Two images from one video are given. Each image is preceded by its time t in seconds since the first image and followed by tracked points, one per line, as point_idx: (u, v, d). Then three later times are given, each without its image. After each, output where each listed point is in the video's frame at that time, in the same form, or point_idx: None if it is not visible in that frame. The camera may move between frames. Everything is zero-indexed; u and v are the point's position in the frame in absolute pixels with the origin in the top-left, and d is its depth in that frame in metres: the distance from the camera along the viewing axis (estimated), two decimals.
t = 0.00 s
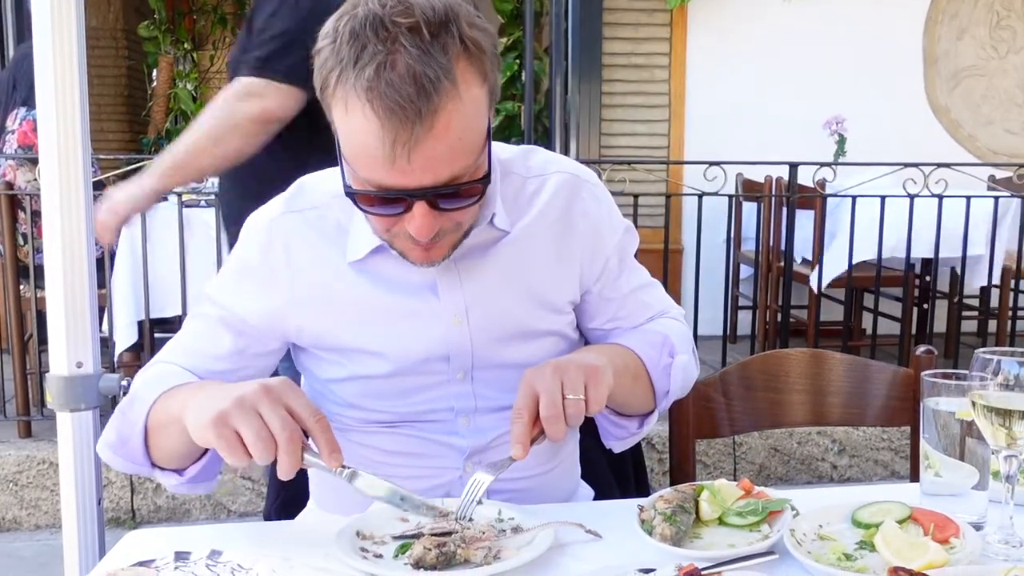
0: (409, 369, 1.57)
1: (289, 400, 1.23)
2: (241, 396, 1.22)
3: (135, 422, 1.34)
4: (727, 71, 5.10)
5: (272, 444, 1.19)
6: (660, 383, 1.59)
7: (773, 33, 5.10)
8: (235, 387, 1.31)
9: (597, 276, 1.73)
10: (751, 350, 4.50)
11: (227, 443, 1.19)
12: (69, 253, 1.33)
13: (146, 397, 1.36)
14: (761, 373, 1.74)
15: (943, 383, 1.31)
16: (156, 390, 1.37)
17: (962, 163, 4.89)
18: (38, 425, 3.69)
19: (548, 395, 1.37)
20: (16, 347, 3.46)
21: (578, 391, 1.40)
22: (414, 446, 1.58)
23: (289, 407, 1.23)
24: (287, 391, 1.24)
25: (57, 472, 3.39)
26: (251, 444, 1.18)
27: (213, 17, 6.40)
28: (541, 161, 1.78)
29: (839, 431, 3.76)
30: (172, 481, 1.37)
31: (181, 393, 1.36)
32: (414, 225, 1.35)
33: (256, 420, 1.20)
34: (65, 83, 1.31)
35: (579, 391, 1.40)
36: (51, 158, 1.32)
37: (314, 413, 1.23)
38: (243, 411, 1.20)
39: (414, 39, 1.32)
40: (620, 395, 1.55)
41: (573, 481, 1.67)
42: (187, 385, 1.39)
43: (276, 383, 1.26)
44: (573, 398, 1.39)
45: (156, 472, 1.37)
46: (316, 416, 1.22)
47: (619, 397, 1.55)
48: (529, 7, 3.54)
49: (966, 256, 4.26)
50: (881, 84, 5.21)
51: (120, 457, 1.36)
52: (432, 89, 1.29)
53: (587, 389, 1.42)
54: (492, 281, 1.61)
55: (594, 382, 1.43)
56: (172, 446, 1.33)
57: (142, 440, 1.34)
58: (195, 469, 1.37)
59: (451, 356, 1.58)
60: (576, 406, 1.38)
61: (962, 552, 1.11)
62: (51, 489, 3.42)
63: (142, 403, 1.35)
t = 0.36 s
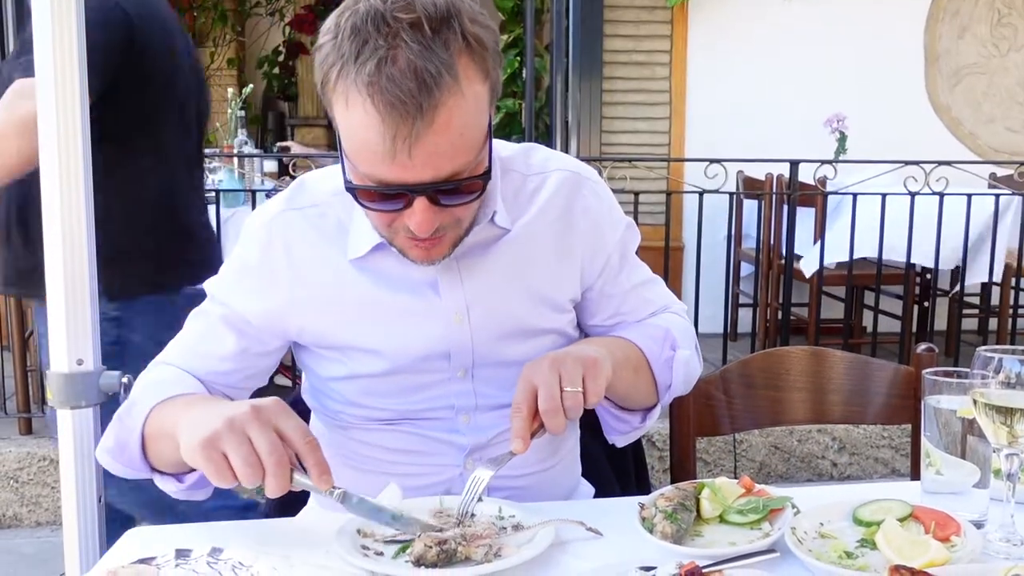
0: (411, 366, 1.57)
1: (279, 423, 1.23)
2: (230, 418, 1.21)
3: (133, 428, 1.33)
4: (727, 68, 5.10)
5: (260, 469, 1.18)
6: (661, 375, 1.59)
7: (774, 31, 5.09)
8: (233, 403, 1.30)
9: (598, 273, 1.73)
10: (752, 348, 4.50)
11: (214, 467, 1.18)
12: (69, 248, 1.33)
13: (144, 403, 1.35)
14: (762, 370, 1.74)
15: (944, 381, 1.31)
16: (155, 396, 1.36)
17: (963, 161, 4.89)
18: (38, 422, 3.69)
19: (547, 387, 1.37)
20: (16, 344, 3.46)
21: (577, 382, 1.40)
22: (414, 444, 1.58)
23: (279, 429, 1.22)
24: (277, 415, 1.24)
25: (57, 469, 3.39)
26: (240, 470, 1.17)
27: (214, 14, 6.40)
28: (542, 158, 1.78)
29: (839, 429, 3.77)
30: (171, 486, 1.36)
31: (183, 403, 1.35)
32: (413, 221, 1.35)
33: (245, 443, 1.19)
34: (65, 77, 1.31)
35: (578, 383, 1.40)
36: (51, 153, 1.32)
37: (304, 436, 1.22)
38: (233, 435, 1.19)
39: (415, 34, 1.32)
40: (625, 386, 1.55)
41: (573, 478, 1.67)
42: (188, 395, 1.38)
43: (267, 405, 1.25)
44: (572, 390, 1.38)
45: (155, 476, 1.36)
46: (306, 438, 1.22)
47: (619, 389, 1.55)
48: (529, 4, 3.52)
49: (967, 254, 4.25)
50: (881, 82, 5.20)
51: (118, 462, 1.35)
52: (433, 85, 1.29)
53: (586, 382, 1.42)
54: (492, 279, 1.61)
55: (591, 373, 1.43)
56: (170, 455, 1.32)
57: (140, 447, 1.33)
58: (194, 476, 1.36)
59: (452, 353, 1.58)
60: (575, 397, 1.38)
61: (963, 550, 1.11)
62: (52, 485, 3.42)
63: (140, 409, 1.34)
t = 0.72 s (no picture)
0: (410, 364, 1.58)
1: (248, 407, 1.22)
2: (201, 417, 1.21)
3: (137, 436, 1.33)
4: (727, 68, 5.10)
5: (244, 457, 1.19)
6: (665, 368, 1.60)
7: (774, 31, 5.09)
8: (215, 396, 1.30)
9: (597, 269, 1.73)
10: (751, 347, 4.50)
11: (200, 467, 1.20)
12: (69, 248, 1.33)
13: (146, 410, 1.35)
14: (762, 369, 1.74)
15: (943, 380, 1.31)
16: (158, 401, 1.37)
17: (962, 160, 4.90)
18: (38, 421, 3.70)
19: (573, 372, 1.37)
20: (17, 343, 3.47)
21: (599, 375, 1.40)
22: (414, 442, 1.58)
23: (249, 413, 1.22)
24: (245, 400, 1.23)
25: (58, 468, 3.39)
26: (224, 466, 1.19)
27: (214, 13, 6.40)
28: (539, 156, 1.79)
29: (839, 428, 3.77)
30: (181, 488, 1.37)
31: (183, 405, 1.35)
32: (415, 210, 1.34)
33: (221, 438, 1.19)
34: (65, 78, 1.31)
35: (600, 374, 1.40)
36: (51, 153, 1.32)
37: (275, 414, 1.21)
38: (208, 433, 1.20)
39: (402, 22, 1.34)
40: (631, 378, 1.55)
41: (572, 476, 1.67)
42: (186, 397, 1.39)
43: (236, 392, 1.25)
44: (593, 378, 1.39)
45: (164, 479, 1.36)
46: (275, 415, 1.21)
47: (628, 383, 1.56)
48: (529, 3, 3.52)
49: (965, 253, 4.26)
50: (881, 82, 5.20)
51: (126, 468, 1.36)
52: (424, 69, 1.30)
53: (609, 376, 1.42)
54: (491, 275, 1.61)
55: (616, 369, 1.43)
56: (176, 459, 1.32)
57: (145, 453, 1.33)
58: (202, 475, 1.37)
59: (451, 351, 1.58)
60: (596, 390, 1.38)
61: (962, 548, 1.11)
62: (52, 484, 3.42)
63: (142, 416, 1.34)
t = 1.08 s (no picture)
0: (406, 360, 1.57)
1: (289, 409, 1.21)
2: (246, 414, 1.19)
3: (157, 424, 1.36)
4: (727, 67, 5.09)
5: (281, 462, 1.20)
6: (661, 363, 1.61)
7: (774, 30, 5.09)
8: (252, 384, 1.29)
9: (592, 266, 1.73)
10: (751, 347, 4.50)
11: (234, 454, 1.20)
12: (68, 246, 1.33)
13: (164, 398, 1.37)
14: (762, 369, 1.74)
15: (944, 379, 1.30)
16: (172, 392, 1.38)
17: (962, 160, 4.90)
18: (38, 420, 3.69)
19: (564, 374, 1.37)
20: (16, 341, 3.46)
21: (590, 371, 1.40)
22: (411, 439, 1.58)
23: (289, 415, 1.21)
24: (289, 400, 1.22)
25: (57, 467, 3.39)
26: (262, 462, 1.20)
27: (214, 12, 6.39)
28: (532, 153, 1.78)
29: (839, 427, 3.77)
30: (198, 473, 1.40)
31: (201, 389, 1.38)
32: (404, 208, 1.34)
33: (262, 439, 1.19)
34: (63, 75, 1.30)
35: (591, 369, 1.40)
36: (50, 150, 1.31)
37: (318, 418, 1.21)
38: (250, 432, 1.19)
39: (399, 21, 1.34)
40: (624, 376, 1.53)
41: (571, 474, 1.67)
42: (204, 381, 1.41)
43: (279, 390, 1.23)
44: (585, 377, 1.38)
45: (180, 466, 1.40)
46: (316, 419, 1.20)
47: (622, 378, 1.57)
48: (530, 1, 3.51)
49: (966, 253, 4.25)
50: (881, 81, 5.20)
51: (146, 456, 1.38)
52: (419, 67, 1.30)
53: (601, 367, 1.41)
54: (485, 271, 1.61)
55: (608, 362, 1.43)
56: (196, 444, 1.35)
57: (165, 440, 1.36)
58: (218, 459, 1.40)
59: (447, 347, 1.57)
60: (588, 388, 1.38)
61: (963, 548, 1.11)
62: (51, 483, 3.42)
63: (160, 405, 1.36)
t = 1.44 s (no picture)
0: (409, 357, 1.57)
1: (293, 424, 1.21)
2: (247, 429, 1.20)
3: (165, 431, 1.36)
4: (727, 66, 5.09)
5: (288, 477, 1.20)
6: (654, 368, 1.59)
7: (774, 28, 5.08)
8: (257, 397, 1.29)
9: (591, 264, 1.72)
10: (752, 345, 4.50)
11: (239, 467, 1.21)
12: (67, 246, 1.33)
13: (171, 404, 1.37)
14: (763, 367, 1.74)
15: (944, 376, 1.29)
16: (178, 397, 1.38)
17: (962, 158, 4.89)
18: (38, 419, 3.69)
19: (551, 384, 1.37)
20: (16, 340, 3.47)
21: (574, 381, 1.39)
22: (413, 436, 1.57)
23: (292, 430, 1.20)
24: (291, 413, 1.22)
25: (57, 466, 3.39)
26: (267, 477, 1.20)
27: (214, 11, 6.39)
28: (534, 151, 1.78)
29: (839, 426, 3.77)
30: (208, 479, 1.41)
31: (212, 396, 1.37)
32: (410, 197, 1.34)
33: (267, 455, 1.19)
34: (63, 74, 1.30)
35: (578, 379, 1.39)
36: (49, 151, 1.31)
37: (319, 431, 1.20)
38: (253, 448, 1.19)
39: (403, 9, 1.35)
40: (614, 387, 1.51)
41: (573, 472, 1.67)
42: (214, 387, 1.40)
43: (281, 402, 1.23)
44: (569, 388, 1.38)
45: (190, 472, 1.40)
46: (319, 434, 1.20)
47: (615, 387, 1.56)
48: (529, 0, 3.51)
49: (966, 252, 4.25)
50: (882, 79, 5.20)
51: (154, 460, 1.39)
52: (423, 52, 1.30)
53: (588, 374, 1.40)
54: (485, 269, 1.61)
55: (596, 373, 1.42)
56: (206, 453, 1.35)
57: (172, 446, 1.36)
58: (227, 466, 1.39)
59: (448, 344, 1.57)
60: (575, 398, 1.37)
61: (964, 546, 1.10)
62: (51, 483, 3.42)
63: (168, 411, 1.36)
